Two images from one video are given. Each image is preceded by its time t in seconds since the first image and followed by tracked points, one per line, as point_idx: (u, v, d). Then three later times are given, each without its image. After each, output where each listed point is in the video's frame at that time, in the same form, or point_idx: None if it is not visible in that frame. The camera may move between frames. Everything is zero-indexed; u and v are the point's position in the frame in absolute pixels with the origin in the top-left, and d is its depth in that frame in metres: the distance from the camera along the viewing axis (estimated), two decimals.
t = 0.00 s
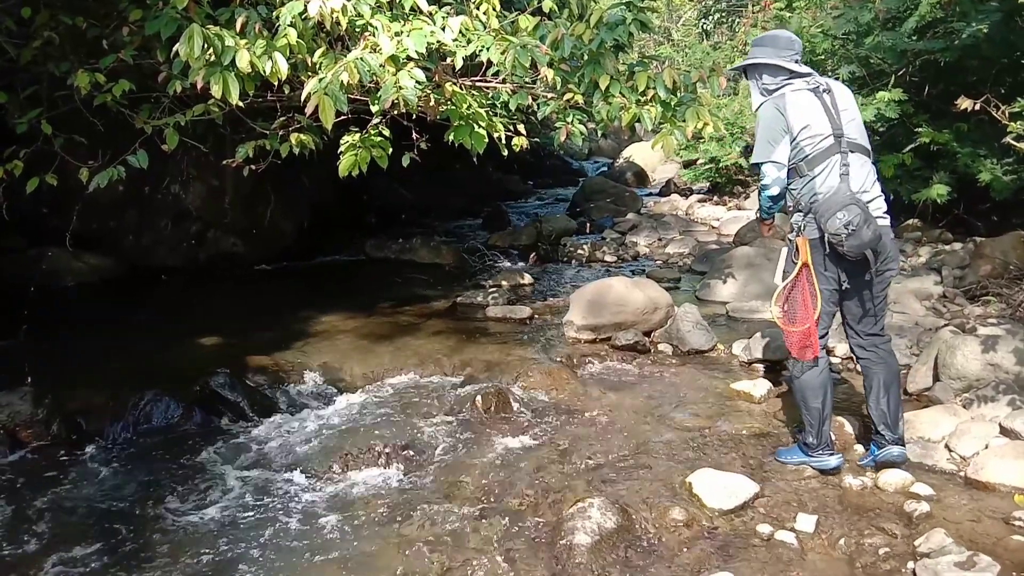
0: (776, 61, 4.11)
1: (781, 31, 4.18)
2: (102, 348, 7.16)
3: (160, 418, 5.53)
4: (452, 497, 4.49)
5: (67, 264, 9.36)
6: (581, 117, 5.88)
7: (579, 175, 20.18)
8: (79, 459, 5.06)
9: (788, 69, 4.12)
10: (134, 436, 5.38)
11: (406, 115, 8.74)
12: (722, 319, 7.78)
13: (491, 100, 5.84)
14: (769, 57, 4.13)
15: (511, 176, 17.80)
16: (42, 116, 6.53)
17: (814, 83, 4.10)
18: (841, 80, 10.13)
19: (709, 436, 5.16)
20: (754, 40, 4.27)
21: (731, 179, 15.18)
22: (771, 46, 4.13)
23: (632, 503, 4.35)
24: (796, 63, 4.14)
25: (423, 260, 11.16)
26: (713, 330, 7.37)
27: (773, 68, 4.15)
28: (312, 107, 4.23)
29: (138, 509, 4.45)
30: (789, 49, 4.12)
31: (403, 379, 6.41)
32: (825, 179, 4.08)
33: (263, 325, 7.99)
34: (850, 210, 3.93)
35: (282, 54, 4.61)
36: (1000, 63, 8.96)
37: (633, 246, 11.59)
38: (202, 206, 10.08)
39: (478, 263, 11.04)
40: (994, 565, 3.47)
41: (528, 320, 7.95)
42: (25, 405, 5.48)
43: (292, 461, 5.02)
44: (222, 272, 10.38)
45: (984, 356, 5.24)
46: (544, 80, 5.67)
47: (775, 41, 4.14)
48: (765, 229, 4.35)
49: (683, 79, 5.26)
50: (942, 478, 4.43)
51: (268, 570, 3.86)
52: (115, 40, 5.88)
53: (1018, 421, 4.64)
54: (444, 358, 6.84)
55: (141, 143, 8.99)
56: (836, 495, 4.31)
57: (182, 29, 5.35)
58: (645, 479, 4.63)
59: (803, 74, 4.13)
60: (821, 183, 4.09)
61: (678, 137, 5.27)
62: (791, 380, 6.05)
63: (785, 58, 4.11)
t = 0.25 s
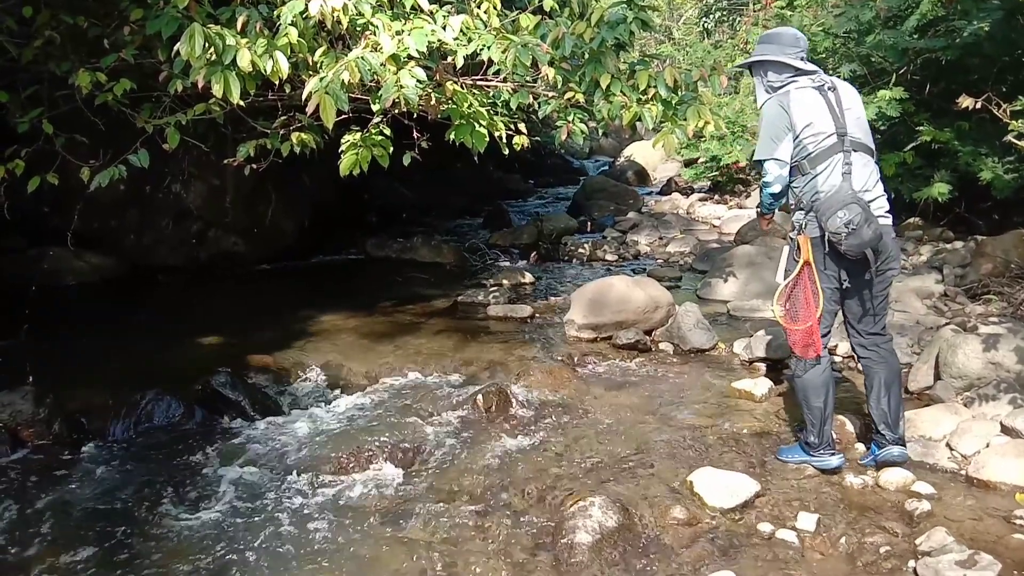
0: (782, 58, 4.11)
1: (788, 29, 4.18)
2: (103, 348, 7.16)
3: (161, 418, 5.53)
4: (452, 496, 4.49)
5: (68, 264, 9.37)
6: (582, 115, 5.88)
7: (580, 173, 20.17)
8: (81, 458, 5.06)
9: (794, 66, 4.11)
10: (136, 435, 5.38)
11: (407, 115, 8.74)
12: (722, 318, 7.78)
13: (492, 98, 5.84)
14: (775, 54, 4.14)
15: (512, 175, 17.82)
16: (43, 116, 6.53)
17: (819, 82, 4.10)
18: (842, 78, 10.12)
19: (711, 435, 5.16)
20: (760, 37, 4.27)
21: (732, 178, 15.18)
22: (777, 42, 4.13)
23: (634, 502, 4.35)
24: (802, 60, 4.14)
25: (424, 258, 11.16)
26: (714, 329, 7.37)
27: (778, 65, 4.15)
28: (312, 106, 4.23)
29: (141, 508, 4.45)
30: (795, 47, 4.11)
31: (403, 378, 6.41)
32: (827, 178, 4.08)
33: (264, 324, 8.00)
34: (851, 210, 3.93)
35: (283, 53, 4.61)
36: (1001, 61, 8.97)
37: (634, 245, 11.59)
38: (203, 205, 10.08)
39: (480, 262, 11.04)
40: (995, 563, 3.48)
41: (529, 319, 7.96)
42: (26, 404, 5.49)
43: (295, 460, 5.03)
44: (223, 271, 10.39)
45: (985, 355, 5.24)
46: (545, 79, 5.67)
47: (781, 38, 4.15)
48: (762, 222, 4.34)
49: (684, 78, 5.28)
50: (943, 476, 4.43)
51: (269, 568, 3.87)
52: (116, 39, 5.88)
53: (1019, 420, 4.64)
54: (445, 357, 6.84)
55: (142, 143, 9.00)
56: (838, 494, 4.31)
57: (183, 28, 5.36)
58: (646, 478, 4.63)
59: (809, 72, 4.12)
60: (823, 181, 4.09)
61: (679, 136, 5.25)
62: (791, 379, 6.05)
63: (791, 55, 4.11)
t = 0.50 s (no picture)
0: (790, 55, 4.09)
1: (796, 27, 4.16)
2: (104, 348, 7.16)
3: (162, 418, 5.53)
4: (452, 495, 4.50)
5: (68, 264, 9.37)
6: (582, 115, 5.89)
7: (579, 173, 20.18)
8: (81, 459, 5.06)
9: (801, 64, 4.09)
10: (137, 436, 5.38)
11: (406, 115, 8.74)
12: (722, 318, 7.78)
13: (492, 98, 5.85)
14: (782, 51, 4.12)
15: (512, 175, 17.82)
16: (43, 116, 6.53)
17: (825, 80, 4.08)
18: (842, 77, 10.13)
19: (711, 434, 5.16)
20: (768, 34, 4.25)
21: (732, 178, 15.18)
22: (785, 40, 4.12)
23: (634, 501, 4.36)
24: (809, 58, 4.12)
25: (424, 259, 11.17)
26: (714, 329, 7.37)
27: (785, 63, 4.13)
28: (312, 106, 4.23)
29: (140, 509, 4.45)
30: (803, 45, 4.11)
31: (403, 378, 6.42)
32: (829, 177, 4.08)
33: (264, 324, 8.00)
34: (852, 210, 3.95)
35: (282, 53, 4.62)
36: (1000, 61, 8.93)
37: (634, 245, 11.59)
38: (202, 206, 10.11)
39: (479, 262, 11.05)
40: (996, 562, 3.48)
41: (529, 319, 7.96)
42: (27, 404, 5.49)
43: (296, 460, 5.04)
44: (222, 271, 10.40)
45: (984, 354, 5.25)
46: (544, 79, 5.68)
47: (788, 36, 4.14)
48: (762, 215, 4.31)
49: (684, 77, 5.27)
50: (943, 476, 4.43)
51: (270, 568, 3.87)
52: (115, 40, 5.89)
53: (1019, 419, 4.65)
54: (445, 357, 6.84)
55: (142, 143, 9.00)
56: (838, 493, 4.31)
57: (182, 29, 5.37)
58: (646, 477, 4.63)
59: (817, 70, 4.10)
60: (825, 181, 4.10)
61: (678, 136, 5.25)
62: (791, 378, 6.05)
63: (798, 53, 4.10)
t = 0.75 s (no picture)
0: (797, 53, 4.08)
1: (803, 24, 4.15)
2: (105, 348, 7.16)
3: (163, 418, 5.53)
4: (454, 495, 4.50)
5: (70, 264, 9.37)
6: (583, 115, 5.89)
7: (580, 173, 20.18)
8: (83, 458, 5.07)
9: (808, 62, 4.09)
10: (138, 436, 5.39)
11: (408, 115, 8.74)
12: (724, 317, 7.78)
13: (493, 98, 5.85)
14: (790, 48, 4.10)
15: (513, 175, 17.82)
16: (44, 116, 6.54)
17: (832, 79, 4.08)
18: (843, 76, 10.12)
19: (713, 434, 5.16)
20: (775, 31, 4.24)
21: (733, 177, 15.16)
22: (791, 38, 4.09)
23: (635, 500, 4.36)
24: (817, 56, 4.12)
25: (425, 258, 11.17)
26: (716, 328, 7.37)
27: (793, 60, 4.13)
28: (313, 106, 4.23)
29: (142, 509, 4.46)
30: (809, 43, 4.09)
31: (405, 378, 6.42)
32: (834, 176, 4.08)
33: (265, 324, 8.00)
34: (856, 209, 3.94)
35: (283, 53, 4.62)
36: (1002, 60, 8.91)
37: (635, 244, 11.59)
38: (203, 206, 10.11)
39: (481, 262, 11.04)
40: (998, 562, 3.48)
41: (530, 319, 7.96)
42: (29, 404, 5.49)
43: (297, 459, 5.04)
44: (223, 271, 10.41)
45: (986, 354, 5.24)
46: (546, 78, 5.68)
47: (796, 33, 4.13)
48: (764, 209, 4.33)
49: (685, 77, 5.26)
50: (945, 475, 4.43)
51: (271, 567, 3.88)
52: (116, 40, 5.89)
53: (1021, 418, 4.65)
54: (447, 356, 6.84)
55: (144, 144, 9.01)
56: (840, 492, 4.31)
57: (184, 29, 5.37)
58: (648, 477, 4.63)
59: (824, 68, 4.11)
60: (830, 179, 4.09)
61: (680, 135, 5.23)
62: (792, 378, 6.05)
63: (805, 51, 4.09)
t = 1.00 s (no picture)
0: (805, 51, 4.10)
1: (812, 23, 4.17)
2: (105, 347, 7.14)
3: (164, 417, 5.53)
4: (454, 494, 4.50)
5: (71, 263, 9.38)
6: (584, 115, 5.88)
7: (582, 172, 20.16)
8: (84, 457, 5.07)
9: (816, 60, 4.11)
10: (139, 435, 5.39)
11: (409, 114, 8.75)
12: (725, 317, 7.78)
13: (494, 98, 5.84)
14: (798, 47, 4.12)
15: (515, 174, 17.80)
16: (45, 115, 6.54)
17: (840, 78, 4.09)
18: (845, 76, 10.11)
19: (714, 434, 5.16)
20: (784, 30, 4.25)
21: (735, 176, 15.14)
22: (799, 37, 4.11)
23: (636, 500, 4.35)
24: (825, 55, 4.13)
25: (426, 258, 11.17)
26: (717, 328, 7.37)
27: (801, 59, 4.14)
28: (314, 105, 4.24)
29: (142, 508, 4.46)
30: (817, 41, 4.11)
31: (405, 377, 6.42)
32: (839, 175, 4.08)
33: (266, 323, 8.00)
34: (861, 208, 3.92)
35: (285, 52, 4.63)
36: (1004, 60, 8.90)
37: (636, 244, 11.58)
38: (205, 205, 10.12)
39: (482, 262, 11.04)
40: (998, 563, 3.47)
41: (531, 318, 7.96)
42: (30, 403, 5.49)
43: (298, 458, 5.05)
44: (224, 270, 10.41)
45: (988, 354, 5.24)
46: (547, 78, 5.68)
47: (805, 32, 4.14)
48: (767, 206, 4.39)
49: (686, 76, 5.27)
50: (946, 476, 4.43)
51: (270, 566, 3.89)
52: (118, 39, 5.89)
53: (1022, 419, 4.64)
54: (447, 356, 6.84)
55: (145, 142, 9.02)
56: (841, 493, 4.30)
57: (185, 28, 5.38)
58: (648, 477, 4.63)
59: (832, 67, 4.11)
60: (835, 178, 4.08)
61: (681, 134, 5.17)
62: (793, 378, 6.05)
63: (813, 49, 4.11)
